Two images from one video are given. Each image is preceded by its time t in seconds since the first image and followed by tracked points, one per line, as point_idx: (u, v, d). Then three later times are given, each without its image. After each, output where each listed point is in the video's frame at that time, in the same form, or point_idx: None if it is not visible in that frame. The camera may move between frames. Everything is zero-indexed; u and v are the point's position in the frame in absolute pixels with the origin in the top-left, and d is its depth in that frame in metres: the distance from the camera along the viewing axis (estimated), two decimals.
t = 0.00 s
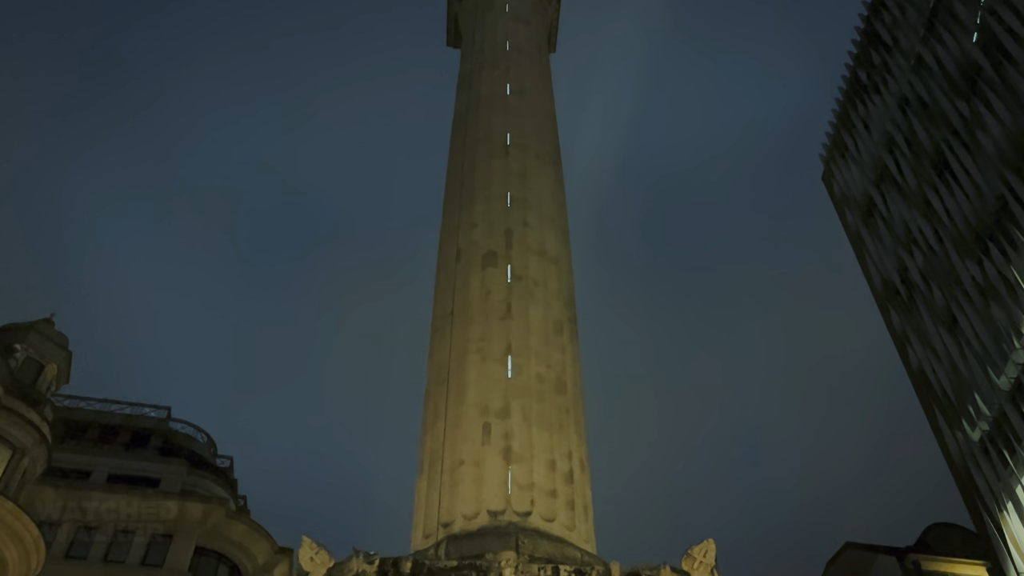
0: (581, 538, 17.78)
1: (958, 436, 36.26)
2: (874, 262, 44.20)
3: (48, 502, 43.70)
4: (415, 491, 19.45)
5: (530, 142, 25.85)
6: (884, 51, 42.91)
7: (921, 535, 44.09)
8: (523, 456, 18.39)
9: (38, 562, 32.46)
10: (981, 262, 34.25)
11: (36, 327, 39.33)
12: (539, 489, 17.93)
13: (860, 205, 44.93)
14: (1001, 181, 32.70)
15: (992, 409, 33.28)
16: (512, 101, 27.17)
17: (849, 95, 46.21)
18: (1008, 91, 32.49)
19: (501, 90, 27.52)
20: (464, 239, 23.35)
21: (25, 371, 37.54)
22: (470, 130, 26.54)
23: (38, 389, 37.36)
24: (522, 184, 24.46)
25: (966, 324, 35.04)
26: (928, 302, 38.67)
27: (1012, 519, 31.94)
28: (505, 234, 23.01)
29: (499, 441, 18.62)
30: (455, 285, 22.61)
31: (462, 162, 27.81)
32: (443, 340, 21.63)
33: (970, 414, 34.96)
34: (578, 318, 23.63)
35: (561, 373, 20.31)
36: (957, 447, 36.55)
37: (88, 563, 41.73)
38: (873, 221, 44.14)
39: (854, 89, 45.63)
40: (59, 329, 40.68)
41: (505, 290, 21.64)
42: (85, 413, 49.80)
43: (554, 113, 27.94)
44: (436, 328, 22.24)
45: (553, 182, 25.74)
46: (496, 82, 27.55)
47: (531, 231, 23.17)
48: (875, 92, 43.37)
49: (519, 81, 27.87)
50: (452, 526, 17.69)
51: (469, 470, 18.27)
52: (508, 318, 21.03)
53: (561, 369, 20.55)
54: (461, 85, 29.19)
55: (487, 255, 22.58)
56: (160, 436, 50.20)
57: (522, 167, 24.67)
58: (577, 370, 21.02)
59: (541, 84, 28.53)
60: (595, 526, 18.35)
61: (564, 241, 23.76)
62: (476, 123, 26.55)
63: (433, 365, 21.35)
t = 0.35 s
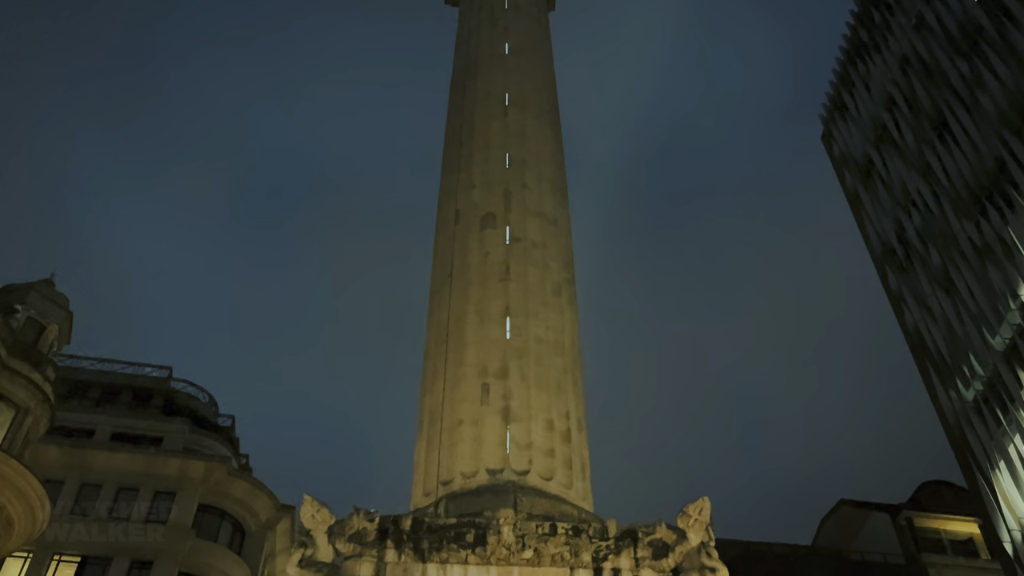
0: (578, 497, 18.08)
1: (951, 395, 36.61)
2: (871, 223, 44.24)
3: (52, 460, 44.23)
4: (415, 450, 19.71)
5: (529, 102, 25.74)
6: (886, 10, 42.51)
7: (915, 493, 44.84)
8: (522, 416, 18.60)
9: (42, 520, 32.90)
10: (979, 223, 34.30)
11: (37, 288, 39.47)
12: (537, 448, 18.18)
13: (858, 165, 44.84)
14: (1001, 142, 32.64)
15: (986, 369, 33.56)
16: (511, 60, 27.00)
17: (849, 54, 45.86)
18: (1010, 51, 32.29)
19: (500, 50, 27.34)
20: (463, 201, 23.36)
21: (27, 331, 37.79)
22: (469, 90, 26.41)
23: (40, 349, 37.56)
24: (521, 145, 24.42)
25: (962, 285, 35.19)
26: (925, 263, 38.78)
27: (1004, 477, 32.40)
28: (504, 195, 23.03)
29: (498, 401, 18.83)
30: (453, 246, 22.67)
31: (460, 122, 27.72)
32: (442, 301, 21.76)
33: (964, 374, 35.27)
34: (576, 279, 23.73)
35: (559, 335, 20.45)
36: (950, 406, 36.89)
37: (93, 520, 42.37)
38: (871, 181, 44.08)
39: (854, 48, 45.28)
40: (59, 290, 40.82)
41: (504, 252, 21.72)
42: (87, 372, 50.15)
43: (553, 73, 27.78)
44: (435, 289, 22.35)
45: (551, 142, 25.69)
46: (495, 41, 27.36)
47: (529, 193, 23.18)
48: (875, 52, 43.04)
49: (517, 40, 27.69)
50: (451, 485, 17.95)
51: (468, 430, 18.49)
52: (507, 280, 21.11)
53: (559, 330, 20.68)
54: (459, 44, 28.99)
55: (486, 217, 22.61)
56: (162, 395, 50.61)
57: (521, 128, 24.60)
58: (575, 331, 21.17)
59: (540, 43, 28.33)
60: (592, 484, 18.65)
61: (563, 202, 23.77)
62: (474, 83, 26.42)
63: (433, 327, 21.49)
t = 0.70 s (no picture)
0: (576, 455, 18.35)
1: (947, 355, 36.88)
2: (869, 184, 44.18)
3: (56, 419, 44.65)
4: (415, 409, 19.99)
5: (528, 62, 25.59)
6: None
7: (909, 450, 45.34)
8: (520, 375, 18.80)
9: (48, 479, 33.38)
10: (977, 184, 34.29)
11: (36, 249, 39.52)
12: (536, 408, 18.40)
13: (858, 126, 44.66)
14: (1001, 102, 32.52)
15: (981, 330, 33.81)
16: (510, 19, 26.79)
17: (850, 13, 45.43)
18: (1011, 10, 32.04)
19: (499, 8, 27.10)
20: (462, 162, 23.35)
21: (29, 293, 37.95)
22: (467, 49, 26.25)
23: (41, 310, 37.76)
24: (520, 105, 24.33)
25: (959, 246, 35.28)
26: (922, 223, 38.81)
27: (997, 436, 32.78)
28: (503, 156, 23.00)
29: (497, 361, 19.01)
30: (452, 208, 22.70)
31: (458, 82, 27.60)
32: (441, 263, 21.86)
33: (960, 334, 35.50)
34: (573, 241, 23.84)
35: (558, 297, 20.57)
36: (945, 366, 37.18)
37: (97, 478, 42.92)
38: (871, 142, 43.94)
39: (855, 7, 44.84)
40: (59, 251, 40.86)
41: (503, 213, 21.76)
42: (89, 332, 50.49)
43: (552, 32, 27.60)
44: (434, 250, 22.43)
45: (550, 102, 25.60)
46: None
47: (528, 153, 23.16)
48: (877, 11, 42.64)
49: None
50: (450, 444, 18.22)
51: (468, 390, 18.71)
52: (506, 241, 21.17)
53: (557, 292, 20.80)
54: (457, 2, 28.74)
55: (485, 178, 22.61)
56: (164, 355, 50.91)
57: (519, 88, 24.51)
58: (573, 292, 21.30)
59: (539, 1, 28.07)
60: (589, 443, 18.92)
61: (561, 163, 23.76)
62: (473, 42, 26.24)
63: (432, 288, 21.60)
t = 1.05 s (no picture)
0: (575, 414, 18.59)
1: (944, 314, 37.07)
2: (869, 143, 44.05)
3: (60, 378, 45.04)
4: (416, 369, 20.19)
5: (527, 20, 25.39)
6: None
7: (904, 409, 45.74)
8: (520, 335, 18.98)
9: (53, 436, 33.71)
10: (977, 144, 34.23)
11: (37, 209, 39.50)
12: (535, 367, 18.61)
13: (859, 85, 44.42)
14: (1003, 61, 32.35)
15: (979, 289, 34.00)
16: None
17: None
18: None
19: None
20: (461, 121, 23.29)
21: (30, 253, 38.03)
22: (467, 6, 26.00)
23: (43, 270, 37.88)
24: (520, 64, 24.20)
25: (958, 206, 35.31)
26: (922, 183, 38.79)
27: (992, 394, 33.09)
28: (502, 116, 22.94)
29: (496, 322, 19.17)
30: (451, 168, 22.69)
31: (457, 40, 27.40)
32: (441, 223, 21.92)
33: (957, 293, 35.70)
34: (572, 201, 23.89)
35: (557, 257, 20.66)
36: (942, 325, 37.41)
37: (101, 436, 43.36)
38: (871, 101, 43.75)
39: None
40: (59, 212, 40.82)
41: (503, 173, 21.77)
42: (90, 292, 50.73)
43: None
44: (434, 210, 22.47)
45: (550, 62, 25.45)
46: None
47: (527, 113, 23.09)
48: None
49: None
50: (451, 403, 18.43)
51: (468, 349, 18.91)
52: (506, 202, 21.20)
53: (557, 252, 20.90)
54: None
55: (484, 138, 22.58)
56: (166, 315, 51.15)
57: (519, 47, 24.36)
58: (573, 253, 21.40)
59: None
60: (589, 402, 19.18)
61: (561, 124, 23.71)
62: None
63: (432, 249, 21.69)
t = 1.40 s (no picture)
0: (575, 373, 18.77)
1: (942, 274, 37.21)
2: (870, 103, 43.86)
3: (62, 338, 45.27)
4: (416, 328, 20.34)
5: None
6: None
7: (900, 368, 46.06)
8: (520, 296, 19.10)
9: (57, 393, 34.02)
10: (978, 103, 34.12)
11: (37, 169, 39.41)
12: (535, 327, 18.76)
13: (861, 44, 44.11)
14: (1007, 20, 32.15)
15: (977, 249, 34.08)
16: None
17: None
18: None
19: None
20: (461, 81, 23.17)
21: (31, 213, 38.07)
22: None
23: (45, 230, 37.95)
24: (520, 22, 24.01)
25: (958, 166, 35.27)
26: (922, 143, 38.69)
27: (988, 353, 33.35)
28: (502, 75, 22.83)
29: (497, 282, 19.28)
30: (451, 128, 22.64)
31: None
32: (441, 184, 21.91)
33: (956, 254, 35.81)
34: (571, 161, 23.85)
35: (557, 218, 20.70)
36: (940, 285, 37.57)
37: (105, 394, 43.71)
38: (873, 61, 43.48)
39: None
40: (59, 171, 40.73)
41: (503, 133, 21.74)
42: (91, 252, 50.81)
43: None
44: (433, 171, 22.46)
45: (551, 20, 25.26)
46: None
47: (527, 72, 22.98)
48: None
49: None
50: (451, 362, 18.59)
51: (469, 310, 19.03)
52: (506, 162, 21.19)
53: (557, 213, 20.93)
54: None
55: (484, 98, 22.49)
56: (167, 275, 51.25)
57: (519, 5, 24.15)
58: (573, 214, 21.45)
59: None
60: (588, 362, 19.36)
61: (561, 83, 23.60)
62: None
63: (432, 209, 21.74)
